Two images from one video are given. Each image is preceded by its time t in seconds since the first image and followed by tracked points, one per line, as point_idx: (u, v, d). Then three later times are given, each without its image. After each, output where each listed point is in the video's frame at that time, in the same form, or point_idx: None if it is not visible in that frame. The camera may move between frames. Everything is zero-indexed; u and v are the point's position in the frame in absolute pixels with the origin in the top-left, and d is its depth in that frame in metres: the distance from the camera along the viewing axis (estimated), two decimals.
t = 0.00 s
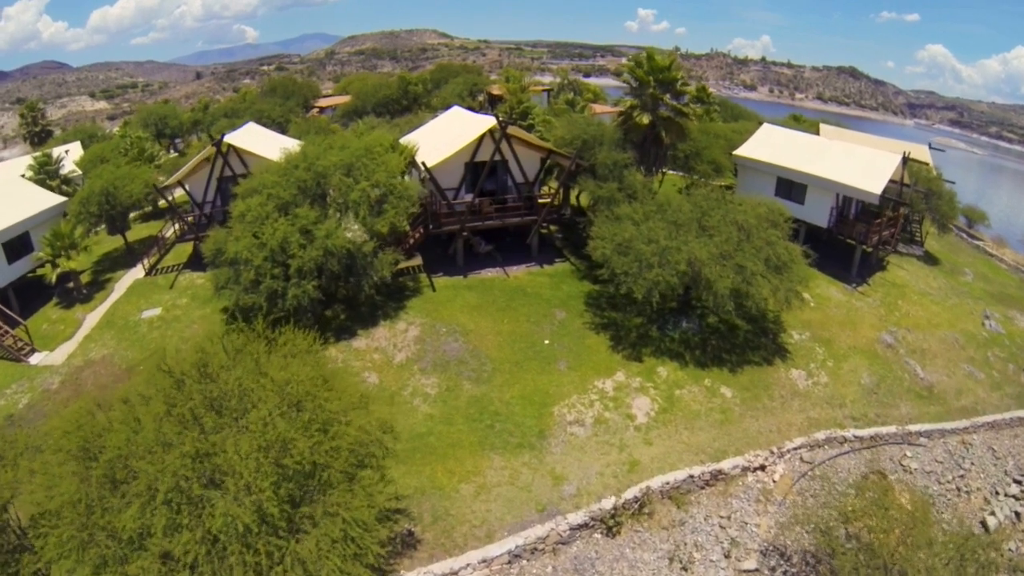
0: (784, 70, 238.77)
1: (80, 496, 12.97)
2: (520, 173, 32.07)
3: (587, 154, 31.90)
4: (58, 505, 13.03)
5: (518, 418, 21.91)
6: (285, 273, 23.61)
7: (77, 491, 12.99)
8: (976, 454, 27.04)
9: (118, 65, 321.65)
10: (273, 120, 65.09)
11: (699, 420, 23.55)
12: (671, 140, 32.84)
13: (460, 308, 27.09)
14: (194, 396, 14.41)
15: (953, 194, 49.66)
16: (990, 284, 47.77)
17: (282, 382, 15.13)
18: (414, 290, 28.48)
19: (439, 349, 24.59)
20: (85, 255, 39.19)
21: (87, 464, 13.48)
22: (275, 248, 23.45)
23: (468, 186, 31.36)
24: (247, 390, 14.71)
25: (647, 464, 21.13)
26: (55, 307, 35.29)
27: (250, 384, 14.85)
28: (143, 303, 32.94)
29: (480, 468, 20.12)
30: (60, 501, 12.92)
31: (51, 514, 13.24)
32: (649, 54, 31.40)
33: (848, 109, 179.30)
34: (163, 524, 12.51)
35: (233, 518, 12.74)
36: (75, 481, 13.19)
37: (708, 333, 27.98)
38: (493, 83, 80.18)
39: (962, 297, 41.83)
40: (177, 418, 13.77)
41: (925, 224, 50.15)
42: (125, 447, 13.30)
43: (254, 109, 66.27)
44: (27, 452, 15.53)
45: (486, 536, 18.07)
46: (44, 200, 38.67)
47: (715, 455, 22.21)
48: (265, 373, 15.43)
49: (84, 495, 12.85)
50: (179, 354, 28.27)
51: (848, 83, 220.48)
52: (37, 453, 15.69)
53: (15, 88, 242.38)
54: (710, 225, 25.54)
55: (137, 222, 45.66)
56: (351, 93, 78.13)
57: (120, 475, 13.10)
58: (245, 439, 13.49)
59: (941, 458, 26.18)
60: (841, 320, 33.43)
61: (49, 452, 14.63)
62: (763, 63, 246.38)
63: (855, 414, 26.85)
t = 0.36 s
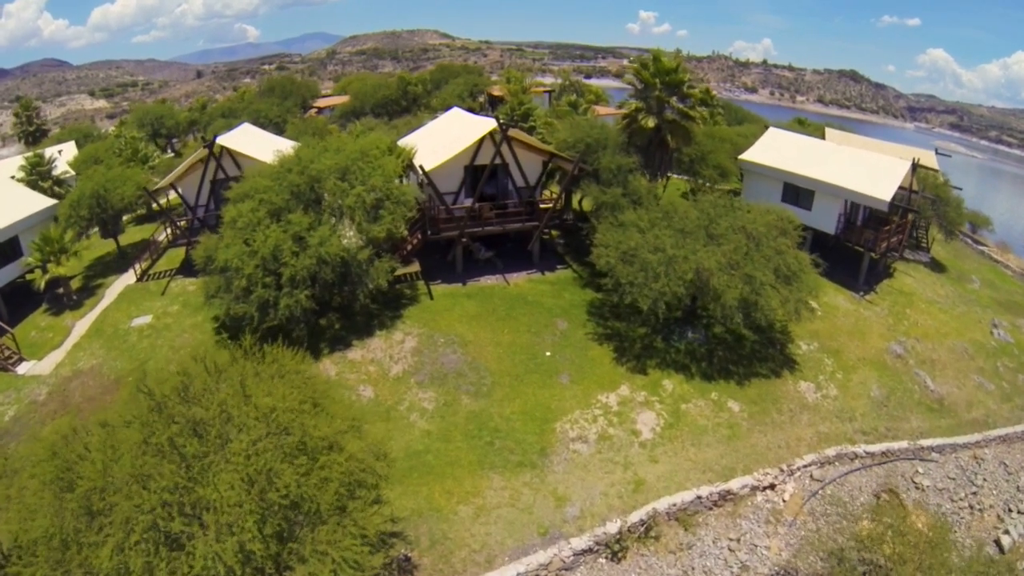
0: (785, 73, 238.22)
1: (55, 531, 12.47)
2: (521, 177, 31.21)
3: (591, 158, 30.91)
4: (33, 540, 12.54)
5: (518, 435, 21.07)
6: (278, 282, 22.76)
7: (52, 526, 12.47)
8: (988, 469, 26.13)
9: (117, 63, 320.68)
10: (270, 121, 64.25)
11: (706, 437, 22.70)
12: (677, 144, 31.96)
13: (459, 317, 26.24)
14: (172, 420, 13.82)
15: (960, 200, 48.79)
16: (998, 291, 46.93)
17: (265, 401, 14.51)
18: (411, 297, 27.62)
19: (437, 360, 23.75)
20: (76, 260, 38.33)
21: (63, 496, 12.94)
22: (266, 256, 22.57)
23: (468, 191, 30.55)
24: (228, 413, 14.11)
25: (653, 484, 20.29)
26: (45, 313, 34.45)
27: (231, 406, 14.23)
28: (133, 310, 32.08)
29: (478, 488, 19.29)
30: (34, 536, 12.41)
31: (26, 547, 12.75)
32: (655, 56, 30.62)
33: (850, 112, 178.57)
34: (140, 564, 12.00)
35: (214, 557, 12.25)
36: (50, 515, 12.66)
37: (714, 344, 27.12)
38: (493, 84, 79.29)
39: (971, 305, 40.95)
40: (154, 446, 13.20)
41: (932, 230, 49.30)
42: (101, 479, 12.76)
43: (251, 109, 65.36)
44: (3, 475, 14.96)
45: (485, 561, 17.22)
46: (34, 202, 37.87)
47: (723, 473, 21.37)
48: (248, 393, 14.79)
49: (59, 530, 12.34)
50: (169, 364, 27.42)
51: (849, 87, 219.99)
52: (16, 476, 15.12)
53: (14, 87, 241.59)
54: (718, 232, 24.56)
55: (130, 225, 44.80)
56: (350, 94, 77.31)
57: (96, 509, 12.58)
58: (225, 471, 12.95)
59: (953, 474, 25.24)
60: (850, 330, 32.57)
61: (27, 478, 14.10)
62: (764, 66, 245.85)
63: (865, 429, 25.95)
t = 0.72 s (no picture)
0: (784, 74, 237.71)
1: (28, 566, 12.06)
2: (522, 183, 30.47)
3: (593, 163, 30.21)
4: None
5: (519, 455, 20.22)
6: (269, 293, 21.88)
7: (26, 561, 12.08)
8: (1003, 484, 24.97)
9: (117, 65, 320.19)
10: (267, 123, 63.43)
11: (714, 454, 21.84)
12: (681, 149, 31.09)
13: (457, 328, 25.39)
14: (151, 448, 13.34)
15: (967, 203, 47.94)
16: (1005, 296, 46.06)
17: (248, 429, 13.96)
18: (408, 308, 26.75)
19: (434, 375, 22.89)
20: (67, 265, 37.41)
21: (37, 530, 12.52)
22: (256, 267, 21.66)
23: (467, 197, 29.75)
24: (210, 441, 13.62)
25: (660, 506, 19.45)
26: (34, 321, 33.57)
27: (213, 434, 13.72)
28: (124, 319, 31.19)
29: (478, 511, 18.47)
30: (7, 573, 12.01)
31: None
32: (660, 58, 29.78)
33: (850, 114, 177.96)
34: None
35: None
36: (23, 550, 12.25)
37: (720, 355, 26.26)
38: (493, 86, 78.48)
39: (979, 311, 40.07)
40: (130, 476, 12.72)
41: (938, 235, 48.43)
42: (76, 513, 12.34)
43: (249, 111, 64.53)
44: None
45: None
46: (25, 206, 36.99)
47: (732, 494, 20.53)
48: (231, 419, 14.27)
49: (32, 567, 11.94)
50: (159, 376, 26.54)
51: (848, 88, 219.47)
52: None
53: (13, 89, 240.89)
54: (725, 240, 23.69)
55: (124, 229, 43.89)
56: (348, 96, 76.48)
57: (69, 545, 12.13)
58: (206, 506, 12.50)
59: (968, 490, 24.10)
60: (858, 339, 31.72)
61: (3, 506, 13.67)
62: (763, 67, 245.09)
63: (877, 444, 25.04)
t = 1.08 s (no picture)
0: (784, 74, 236.79)
1: None
2: (523, 188, 29.63)
3: (597, 167, 29.44)
4: None
5: (521, 474, 19.41)
6: (261, 304, 21.05)
7: None
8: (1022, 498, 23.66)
9: (117, 67, 319.47)
10: (264, 126, 62.69)
11: (723, 471, 21.02)
12: (688, 153, 30.19)
13: (456, 339, 24.55)
14: (128, 478, 12.89)
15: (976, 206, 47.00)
16: (1014, 301, 45.13)
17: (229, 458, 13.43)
18: (406, 317, 25.90)
19: (432, 389, 22.05)
20: (59, 271, 36.58)
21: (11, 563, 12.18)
22: (247, 277, 20.80)
23: (467, 202, 28.90)
24: (190, 473, 13.12)
25: (668, 527, 18.63)
26: (24, 328, 32.77)
27: (193, 463, 13.22)
28: (115, 326, 30.36)
29: (478, 534, 17.65)
30: None
31: None
32: (665, 59, 29.06)
33: (851, 114, 177.16)
34: None
35: None
36: None
37: (727, 366, 25.43)
38: (493, 87, 77.72)
39: (990, 316, 39.14)
40: (106, 511, 12.29)
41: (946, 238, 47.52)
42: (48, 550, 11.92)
43: (246, 113, 63.82)
44: None
45: None
46: (16, 211, 36.21)
47: (742, 513, 19.71)
48: (212, 444, 13.75)
49: None
50: (149, 388, 25.72)
51: (849, 88, 218.57)
52: None
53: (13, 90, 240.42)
54: (734, 248, 22.87)
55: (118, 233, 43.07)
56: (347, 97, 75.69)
57: None
58: (184, 548, 12.08)
59: (984, 506, 22.90)
60: (868, 347, 30.87)
61: None
62: (763, 67, 244.14)
63: (890, 458, 24.18)
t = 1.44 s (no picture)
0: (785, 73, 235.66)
1: None
2: (525, 189, 28.77)
3: (601, 168, 28.53)
4: None
5: (523, 490, 18.58)
6: (251, 312, 20.22)
7: None
8: None
9: (116, 65, 319.01)
10: (261, 125, 61.80)
11: (732, 487, 20.18)
12: (695, 153, 29.28)
13: (455, 348, 23.67)
14: (108, 506, 12.39)
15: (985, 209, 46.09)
16: None
17: (212, 483, 12.94)
18: (403, 324, 25.05)
19: (429, 400, 21.20)
20: (50, 275, 35.78)
21: None
22: (238, 284, 19.96)
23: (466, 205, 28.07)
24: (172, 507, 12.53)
25: (676, 547, 17.80)
26: (14, 334, 31.96)
27: (175, 491, 12.74)
28: (105, 333, 29.51)
29: (477, 556, 16.83)
30: None
31: None
32: (672, 56, 28.10)
33: (853, 113, 176.15)
34: None
35: None
36: None
37: (735, 376, 24.59)
38: (493, 85, 76.78)
39: (1000, 323, 38.27)
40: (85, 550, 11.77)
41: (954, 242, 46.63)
42: None
43: (243, 112, 62.95)
44: None
45: None
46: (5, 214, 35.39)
47: (753, 532, 18.88)
48: (196, 468, 13.24)
49: None
50: (138, 398, 24.87)
51: (850, 87, 217.46)
52: None
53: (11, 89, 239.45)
54: (745, 253, 22.02)
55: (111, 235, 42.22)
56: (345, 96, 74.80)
57: None
58: None
59: (1001, 523, 21.89)
60: (879, 355, 30.02)
61: None
62: (764, 66, 242.95)
63: (904, 471, 23.35)
